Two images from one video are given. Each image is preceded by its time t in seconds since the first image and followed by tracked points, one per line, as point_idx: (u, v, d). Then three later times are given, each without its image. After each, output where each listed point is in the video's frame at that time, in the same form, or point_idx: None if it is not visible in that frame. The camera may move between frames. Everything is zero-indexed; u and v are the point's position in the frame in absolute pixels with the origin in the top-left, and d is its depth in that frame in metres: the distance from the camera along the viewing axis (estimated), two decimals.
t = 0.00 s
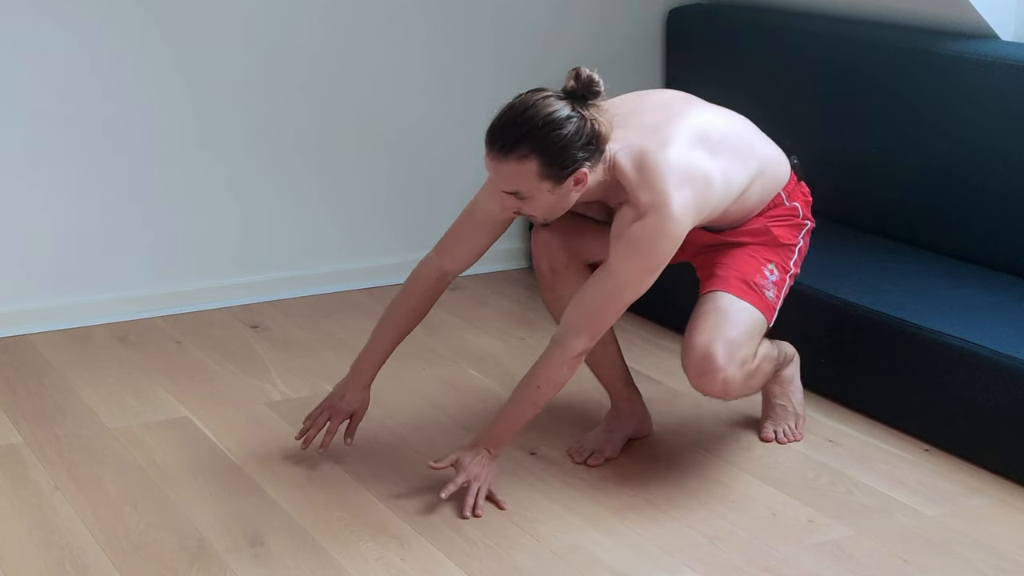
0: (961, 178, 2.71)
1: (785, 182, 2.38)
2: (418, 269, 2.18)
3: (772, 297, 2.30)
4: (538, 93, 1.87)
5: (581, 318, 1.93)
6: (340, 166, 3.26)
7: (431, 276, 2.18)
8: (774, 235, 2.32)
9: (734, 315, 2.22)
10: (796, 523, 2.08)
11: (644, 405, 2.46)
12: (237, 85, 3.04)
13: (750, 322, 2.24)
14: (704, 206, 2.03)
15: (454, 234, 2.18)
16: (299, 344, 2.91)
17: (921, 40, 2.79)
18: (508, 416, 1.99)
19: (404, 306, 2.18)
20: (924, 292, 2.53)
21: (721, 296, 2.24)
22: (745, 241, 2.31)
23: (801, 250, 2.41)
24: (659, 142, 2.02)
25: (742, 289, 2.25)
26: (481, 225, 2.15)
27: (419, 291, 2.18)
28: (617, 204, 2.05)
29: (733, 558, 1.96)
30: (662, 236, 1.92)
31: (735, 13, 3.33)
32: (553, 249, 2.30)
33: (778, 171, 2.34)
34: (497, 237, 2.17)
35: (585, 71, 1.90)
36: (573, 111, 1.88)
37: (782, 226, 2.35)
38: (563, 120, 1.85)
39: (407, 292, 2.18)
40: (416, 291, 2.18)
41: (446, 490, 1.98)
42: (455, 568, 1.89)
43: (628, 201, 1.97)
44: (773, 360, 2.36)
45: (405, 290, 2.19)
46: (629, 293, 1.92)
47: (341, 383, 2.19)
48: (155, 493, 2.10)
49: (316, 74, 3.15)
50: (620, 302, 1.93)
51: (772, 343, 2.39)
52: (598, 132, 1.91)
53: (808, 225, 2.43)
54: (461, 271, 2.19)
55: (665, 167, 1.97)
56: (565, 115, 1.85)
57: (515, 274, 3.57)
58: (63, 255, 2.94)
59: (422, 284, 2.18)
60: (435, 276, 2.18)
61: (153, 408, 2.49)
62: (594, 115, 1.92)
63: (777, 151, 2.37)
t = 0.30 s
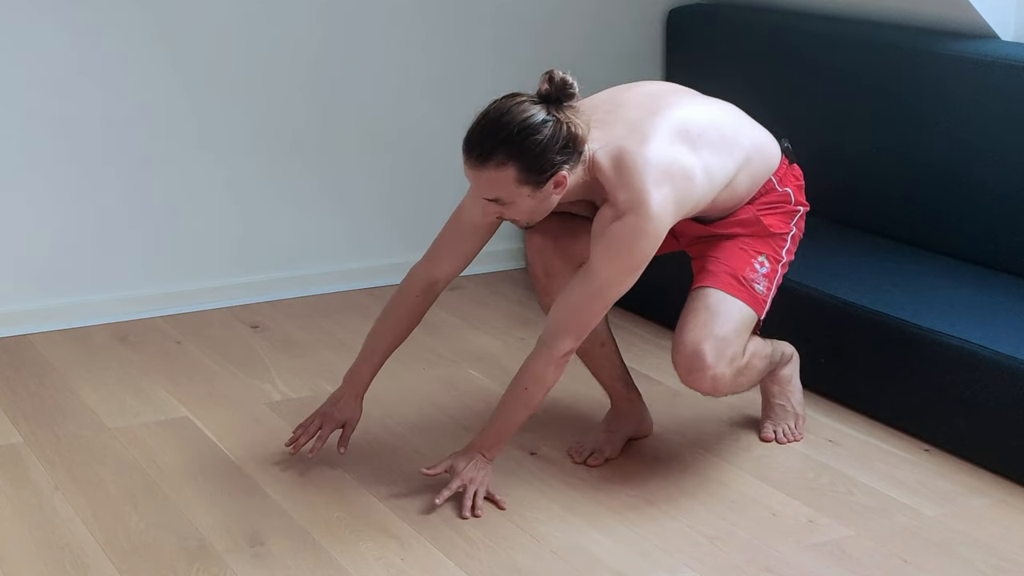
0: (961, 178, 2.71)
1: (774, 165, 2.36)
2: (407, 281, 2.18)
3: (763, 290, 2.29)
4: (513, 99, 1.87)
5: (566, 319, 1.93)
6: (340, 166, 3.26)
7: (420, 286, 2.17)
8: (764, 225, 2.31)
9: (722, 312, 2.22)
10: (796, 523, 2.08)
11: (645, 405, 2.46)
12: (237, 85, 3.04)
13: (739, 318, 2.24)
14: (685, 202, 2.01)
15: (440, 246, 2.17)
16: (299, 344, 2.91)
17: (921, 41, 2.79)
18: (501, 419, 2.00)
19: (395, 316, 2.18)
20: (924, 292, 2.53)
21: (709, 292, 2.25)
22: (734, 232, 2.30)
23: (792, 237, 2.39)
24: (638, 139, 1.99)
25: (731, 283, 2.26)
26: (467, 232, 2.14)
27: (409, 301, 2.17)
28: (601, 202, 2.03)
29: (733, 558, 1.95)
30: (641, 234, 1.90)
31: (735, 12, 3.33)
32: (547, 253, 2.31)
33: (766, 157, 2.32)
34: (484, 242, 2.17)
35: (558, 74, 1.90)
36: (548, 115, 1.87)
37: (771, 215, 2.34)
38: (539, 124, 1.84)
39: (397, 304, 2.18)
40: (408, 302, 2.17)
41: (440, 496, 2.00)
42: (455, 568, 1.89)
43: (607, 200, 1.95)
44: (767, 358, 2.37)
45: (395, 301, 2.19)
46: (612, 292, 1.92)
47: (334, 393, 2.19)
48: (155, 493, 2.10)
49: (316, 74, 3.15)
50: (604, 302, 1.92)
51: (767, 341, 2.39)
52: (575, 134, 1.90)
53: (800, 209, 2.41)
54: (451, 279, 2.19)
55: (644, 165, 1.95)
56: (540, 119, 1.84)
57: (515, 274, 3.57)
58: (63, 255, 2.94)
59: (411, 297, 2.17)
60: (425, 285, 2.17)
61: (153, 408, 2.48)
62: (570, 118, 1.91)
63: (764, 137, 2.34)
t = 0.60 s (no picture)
0: (961, 178, 2.72)
1: (763, 152, 2.34)
2: (398, 287, 2.17)
3: (754, 283, 2.29)
4: (488, 104, 1.84)
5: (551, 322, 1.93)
6: (340, 166, 3.27)
7: (410, 292, 2.16)
8: (753, 216, 2.30)
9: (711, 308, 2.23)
10: (796, 523, 2.07)
11: (645, 405, 2.46)
12: (237, 85, 3.04)
13: (726, 314, 2.24)
14: (667, 198, 1.98)
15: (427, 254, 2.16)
16: (299, 344, 2.91)
17: (920, 41, 2.79)
18: (495, 421, 2.00)
19: (386, 323, 2.17)
20: (924, 292, 2.53)
21: (698, 287, 2.25)
22: (724, 223, 2.29)
23: (784, 226, 2.38)
24: (618, 136, 1.96)
25: (720, 277, 2.25)
26: (453, 236, 2.13)
27: (398, 309, 2.16)
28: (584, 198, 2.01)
29: (733, 558, 1.95)
30: (619, 233, 1.87)
31: (735, 12, 3.33)
32: (540, 257, 2.31)
33: (752, 145, 2.30)
34: (472, 245, 2.16)
35: (531, 76, 1.88)
36: (525, 117, 1.84)
37: (761, 205, 2.33)
38: (515, 128, 1.81)
39: (389, 310, 2.17)
40: (398, 308, 2.16)
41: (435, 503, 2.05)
42: (455, 568, 1.89)
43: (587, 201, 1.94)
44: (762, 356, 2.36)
45: (385, 310, 2.17)
46: (595, 293, 1.91)
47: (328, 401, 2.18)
48: (155, 493, 2.10)
49: (316, 75, 3.15)
50: (588, 302, 1.91)
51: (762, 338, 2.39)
52: (554, 135, 1.87)
53: (790, 197, 2.39)
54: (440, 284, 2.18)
55: (623, 161, 1.92)
56: (516, 122, 1.81)
57: (514, 274, 3.57)
58: (63, 255, 2.94)
59: (399, 307, 2.16)
60: (415, 292, 2.16)
61: (153, 408, 2.48)
62: (548, 120, 1.88)
63: (750, 125, 2.31)
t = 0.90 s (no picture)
0: (960, 178, 2.72)
1: (751, 138, 2.31)
2: (387, 291, 2.17)
3: (744, 277, 2.28)
4: (464, 109, 1.83)
5: (537, 325, 1.93)
6: (340, 166, 3.27)
7: (400, 296, 2.16)
8: (743, 208, 2.28)
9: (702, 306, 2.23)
10: (796, 523, 2.08)
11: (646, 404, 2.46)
12: (236, 85, 3.04)
13: (716, 310, 2.24)
14: (648, 195, 1.95)
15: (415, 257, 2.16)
16: (299, 344, 2.91)
17: (920, 41, 2.79)
18: (489, 424, 2.01)
19: (377, 328, 2.17)
20: (924, 292, 2.53)
21: (687, 285, 2.25)
22: (713, 215, 2.27)
23: (775, 215, 2.35)
24: (598, 134, 1.93)
25: (710, 274, 2.25)
26: (440, 239, 2.13)
27: (388, 313, 2.16)
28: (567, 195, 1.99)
29: (733, 558, 1.95)
30: (601, 232, 1.86)
31: (735, 12, 3.33)
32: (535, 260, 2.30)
33: (739, 134, 2.26)
34: (460, 247, 2.14)
35: (506, 79, 1.87)
36: (503, 121, 1.82)
37: (751, 196, 2.31)
38: (491, 133, 1.80)
39: (379, 316, 2.17)
40: (388, 314, 2.16)
41: (433, 505, 2.06)
42: (455, 568, 1.89)
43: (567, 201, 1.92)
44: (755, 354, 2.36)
45: (375, 316, 2.17)
46: (580, 293, 1.90)
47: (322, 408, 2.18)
48: (156, 493, 2.10)
49: (316, 75, 3.15)
50: (574, 303, 1.91)
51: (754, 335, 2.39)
52: (534, 137, 1.86)
53: (781, 182, 2.35)
54: (430, 287, 2.17)
55: (603, 160, 1.89)
56: (493, 127, 1.80)
57: (514, 274, 3.57)
58: (63, 255, 2.93)
59: (388, 312, 2.16)
60: (404, 295, 2.16)
61: (153, 408, 2.48)
62: (526, 122, 1.87)
63: (736, 114, 2.27)
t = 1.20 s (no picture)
0: (960, 178, 2.72)
1: (732, 120, 2.25)
2: (371, 299, 2.16)
3: (730, 265, 2.26)
4: (430, 119, 1.80)
5: (520, 328, 1.91)
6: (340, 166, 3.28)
7: (384, 303, 2.15)
8: (725, 193, 2.23)
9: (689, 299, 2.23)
10: (796, 523, 2.07)
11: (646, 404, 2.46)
12: (237, 85, 3.04)
13: (703, 303, 2.24)
14: (623, 191, 1.89)
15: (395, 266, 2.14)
16: (299, 344, 2.91)
17: (920, 41, 2.79)
18: (482, 428, 2.02)
19: (364, 336, 2.16)
20: (923, 292, 2.53)
21: (673, 279, 2.25)
22: (696, 204, 2.24)
23: (760, 197, 2.30)
24: (568, 132, 1.87)
25: (695, 265, 2.23)
26: (421, 243, 2.10)
27: (374, 321, 2.15)
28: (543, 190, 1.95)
29: (733, 558, 1.95)
30: (576, 234, 1.83)
31: (735, 12, 3.33)
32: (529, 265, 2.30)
33: (717, 120, 2.20)
34: (441, 251, 2.12)
35: (471, 86, 1.84)
36: (470, 128, 1.79)
37: (734, 180, 2.26)
38: (460, 141, 1.77)
39: (364, 324, 2.16)
40: (373, 322, 2.15)
41: (433, 505, 2.06)
42: (455, 568, 1.88)
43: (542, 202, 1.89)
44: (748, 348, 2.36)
45: (361, 321, 2.16)
46: (561, 294, 1.88)
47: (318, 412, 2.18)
48: (156, 493, 2.10)
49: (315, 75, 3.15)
50: (555, 304, 1.89)
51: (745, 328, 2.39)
52: (504, 140, 1.82)
53: (764, 163, 2.29)
54: (414, 291, 2.15)
55: (573, 159, 1.84)
56: (461, 134, 1.78)
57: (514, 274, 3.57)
58: (63, 254, 2.93)
59: (372, 321, 2.15)
60: (389, 303, 2.15)
61: (154, 408, 2.48)
62: (495, 125, 1.83)
63: (714, 100, 2.20)
